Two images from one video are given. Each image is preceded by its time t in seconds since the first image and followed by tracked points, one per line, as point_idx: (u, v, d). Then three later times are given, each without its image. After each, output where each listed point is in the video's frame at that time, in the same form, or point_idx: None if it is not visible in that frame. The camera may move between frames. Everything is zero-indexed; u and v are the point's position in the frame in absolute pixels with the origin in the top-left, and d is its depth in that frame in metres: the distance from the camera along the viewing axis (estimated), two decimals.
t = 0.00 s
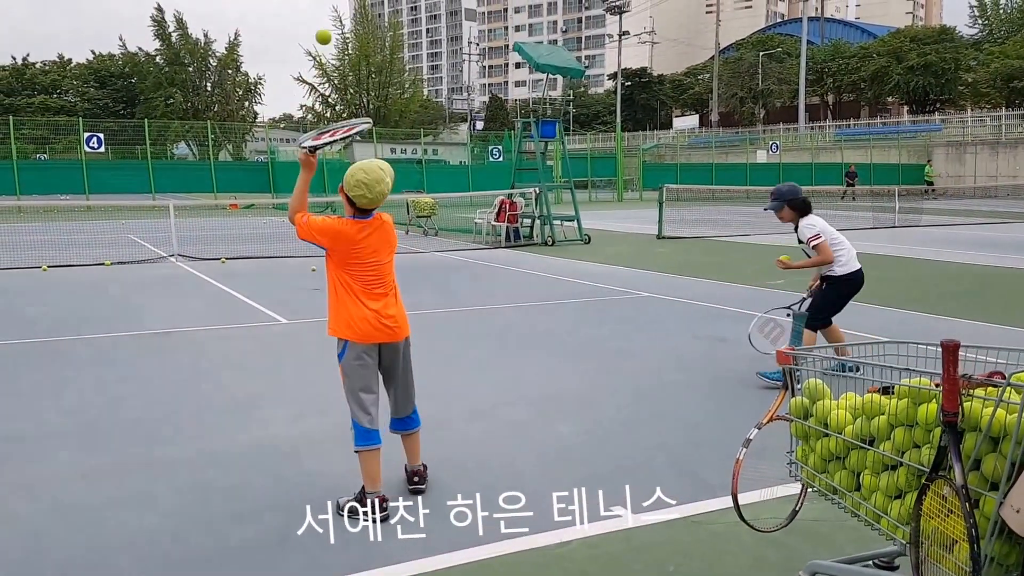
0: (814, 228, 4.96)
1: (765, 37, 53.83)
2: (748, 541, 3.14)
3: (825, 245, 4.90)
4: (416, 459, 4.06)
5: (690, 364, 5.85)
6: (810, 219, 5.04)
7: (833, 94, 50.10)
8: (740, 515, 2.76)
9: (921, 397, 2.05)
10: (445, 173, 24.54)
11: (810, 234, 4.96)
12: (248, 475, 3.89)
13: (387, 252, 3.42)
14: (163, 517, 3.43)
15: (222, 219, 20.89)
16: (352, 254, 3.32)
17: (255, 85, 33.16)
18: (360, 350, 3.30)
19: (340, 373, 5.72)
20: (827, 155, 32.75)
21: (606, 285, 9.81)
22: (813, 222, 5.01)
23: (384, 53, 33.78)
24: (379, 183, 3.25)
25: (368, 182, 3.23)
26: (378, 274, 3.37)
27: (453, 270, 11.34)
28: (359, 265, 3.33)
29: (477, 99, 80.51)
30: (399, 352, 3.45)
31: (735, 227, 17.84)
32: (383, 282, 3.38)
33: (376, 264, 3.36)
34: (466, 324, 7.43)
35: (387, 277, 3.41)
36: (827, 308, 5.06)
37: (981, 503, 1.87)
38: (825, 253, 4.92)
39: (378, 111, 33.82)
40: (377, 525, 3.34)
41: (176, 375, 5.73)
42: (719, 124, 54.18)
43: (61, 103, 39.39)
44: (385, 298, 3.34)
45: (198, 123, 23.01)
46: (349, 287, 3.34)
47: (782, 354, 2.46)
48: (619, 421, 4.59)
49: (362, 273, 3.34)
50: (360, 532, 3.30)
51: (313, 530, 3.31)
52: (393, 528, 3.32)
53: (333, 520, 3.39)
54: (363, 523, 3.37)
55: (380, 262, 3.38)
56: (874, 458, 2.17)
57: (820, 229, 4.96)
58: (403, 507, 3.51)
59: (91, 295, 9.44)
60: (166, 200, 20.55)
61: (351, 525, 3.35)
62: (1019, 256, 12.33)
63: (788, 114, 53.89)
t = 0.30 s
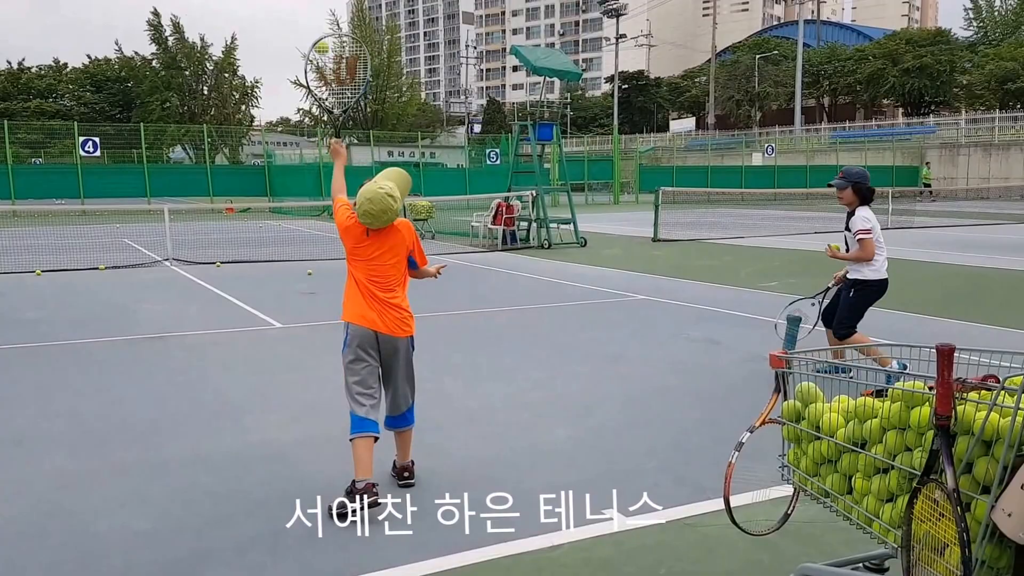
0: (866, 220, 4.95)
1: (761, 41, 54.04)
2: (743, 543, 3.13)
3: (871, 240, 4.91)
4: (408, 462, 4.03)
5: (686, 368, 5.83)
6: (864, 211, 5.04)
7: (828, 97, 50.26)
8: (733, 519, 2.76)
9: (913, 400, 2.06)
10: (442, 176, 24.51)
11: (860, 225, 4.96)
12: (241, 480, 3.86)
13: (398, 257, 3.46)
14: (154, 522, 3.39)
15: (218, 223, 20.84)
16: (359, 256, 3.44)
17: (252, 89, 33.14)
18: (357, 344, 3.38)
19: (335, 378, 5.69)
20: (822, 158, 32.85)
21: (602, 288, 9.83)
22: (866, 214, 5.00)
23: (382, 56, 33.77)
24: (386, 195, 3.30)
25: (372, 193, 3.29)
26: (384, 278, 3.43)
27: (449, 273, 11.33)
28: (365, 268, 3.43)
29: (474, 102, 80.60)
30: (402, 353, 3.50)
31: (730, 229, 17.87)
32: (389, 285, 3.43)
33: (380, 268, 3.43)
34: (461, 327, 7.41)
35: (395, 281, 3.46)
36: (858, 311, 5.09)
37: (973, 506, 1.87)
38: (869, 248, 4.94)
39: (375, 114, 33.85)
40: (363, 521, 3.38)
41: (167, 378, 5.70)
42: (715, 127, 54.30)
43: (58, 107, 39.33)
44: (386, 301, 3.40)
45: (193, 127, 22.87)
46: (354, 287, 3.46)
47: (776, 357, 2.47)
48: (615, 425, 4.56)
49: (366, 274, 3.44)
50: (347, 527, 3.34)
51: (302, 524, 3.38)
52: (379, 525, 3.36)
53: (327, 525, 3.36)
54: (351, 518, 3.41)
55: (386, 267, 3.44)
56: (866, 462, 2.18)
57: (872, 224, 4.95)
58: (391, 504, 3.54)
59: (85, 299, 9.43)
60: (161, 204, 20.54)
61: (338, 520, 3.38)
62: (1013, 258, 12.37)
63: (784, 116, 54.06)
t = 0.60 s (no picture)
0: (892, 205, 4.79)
1: (749, 42, 54.26)
2: (727, 545, 3.11)
3: (892, 228, 4.73)
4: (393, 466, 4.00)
5: (673, 370, 5.81)
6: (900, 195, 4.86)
7: (815, 98, 50.50)
8: (717, 522, 2.76)
9: (898, 403, 2.05)
10: (431, 178, 24.46)
11: (886, 210, 4.82)
12: (227, 486, 3.81)
13: (396, 251, 3.40)
14: (138, 529, 3.33)
15: (205, 226, 20.73)
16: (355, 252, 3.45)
17: (240, 92, 32.99)
18: (351, 340, 3.38)
19: (322, 382, 5.64)
20: (809, 159, 33.00)
21: (589, 289, 9.82)
22: (901, 202, 4.83)
23: (370, 59, 33.67)
24: (372, 187, 3.31)
25: (358, 186, 3.32)
26: (379, 273, 3.40)
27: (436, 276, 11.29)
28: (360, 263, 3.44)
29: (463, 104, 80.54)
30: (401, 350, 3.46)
31: (717, 230, 17.91)
32: (383, 281, 3.40)
33: (375, 263, 3.40)
34: (447, 330, 7.38)
35: (393, 277, 3.41)
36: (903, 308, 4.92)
37: (956, 508, 1.87)
38: (890, 236, 4.75)
39: (363, 117, 33.75)
40: (362, 521, 3.40)
41: (150, 384, 5.64)
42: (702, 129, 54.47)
43: (44, 111, 38.99)
44: (378, 297, 3.37)
45: (180, 129, 22.69)
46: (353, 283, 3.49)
47: (760, 359, 2.45)
48: (601, 428, 4.54)
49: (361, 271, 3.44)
50: (345, 526, 3.35)
51: (300, 523, 3.38)
52: (377, 525, 3.36)
53: (316, 530, 3.32)
54: (349, 519, 3.43)
55: (380, 262, 3.40)
56: (849, 465, 2.18)
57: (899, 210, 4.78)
58: (388, 504, 3.55)
59: (68, 304, 9.34)
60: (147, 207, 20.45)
61: (337, 520, 3.40)
62: (998, 258, 12.43)
63: (770, 118, 54.31)
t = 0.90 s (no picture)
0: (943, 216, 4.43)
1: (728, 43, 54.57)
2: (703, 548, 3.09)
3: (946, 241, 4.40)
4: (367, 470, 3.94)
5: (649, 372, 5.80)
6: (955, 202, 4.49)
7: (794, 99, 50.85)
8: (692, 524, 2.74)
9: (873, 404, 2.04)
10: (411, 180, 24.36)
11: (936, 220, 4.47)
12: (200, 492, 3.73)
13: (379, 256, 3.34)
14: (109, 537, 3.25)
15: (183, 229, 20.52)
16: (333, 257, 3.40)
17: (219, 93, 32.71)
18: (331, 346, 3.31)
19: (299, 387, 5.56)
20: (787, 159, 33.24)
21: (567, 291, 9.79)
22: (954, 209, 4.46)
23: (350, 60, 33.48)
24: (357, 186, 3.30)
25: (342, 182, 3.30)
26: (360, 278, 3.35)
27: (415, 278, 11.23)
28: (339, 269, 3.38)
29: (444, 105, 80.45)
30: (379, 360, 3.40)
31: (696, 232, 17.97)
32: (364, 286, 3.34)
33: (355, 267, 3.35)
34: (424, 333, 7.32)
35: (374, 282, 3.35)
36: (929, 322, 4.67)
37: (931, 510, 1.86)
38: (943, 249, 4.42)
39: (343, 118, 33.55)
40: (366, 529, 3.32)
41: (122, 389, 5.54)
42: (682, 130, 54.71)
43: (20, 113, 38.45)
44: (361, 302, 3.31)
45: (159, 132, 22.53)
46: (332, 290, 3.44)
47: (736, 360, 2.43)
48: (577, 431, 4.51)
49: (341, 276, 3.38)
50: (349, 535, 3.28)
51: (305, 530, 3.30)
52: (382, 532, 3.30)
53: (289, 536, 3.25)
54: (353, 526, 3.36)
55: (362, 265, 3.34)
56: (824, 466, 2.17)
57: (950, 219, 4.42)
58: (392, 512, 3.47)
59: (41, 308, 9.18)
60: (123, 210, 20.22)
61: (341, 528, 3.33)
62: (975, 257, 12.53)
63: (749, 119, 54.64)
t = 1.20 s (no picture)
0: (959, 208, 4.48)
1: (700, 46, 55.00)
2: (675, 555, 3.08)
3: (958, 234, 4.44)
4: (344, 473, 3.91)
5: (625, 373, 5.82)
6: (978, 193, 4.50)
7: (766, 101, 51.32)
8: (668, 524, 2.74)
9: (843, 403, 2.07)
10: (386, 182, 24.28)
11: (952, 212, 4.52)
12: (173, 497, 3.67)
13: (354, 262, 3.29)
14: (82, 544, 3.19)
15: (155, 230, 20.29)
16: (299, 264, 3.28)
17: (191, 94, 32.41)
18: (302, 358, 3.24)
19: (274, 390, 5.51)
20: (758, 161, 33.57)
21: (543, 292, 9.79)
22: (970, 202, 4.49)
23: (323, 60, 33.30)
24: (327, 186, 3.22)
25: (314, 182, 3.21)
26: (334, 286, 3.29)
27: (390, 280, 11.18)
28: (308, 276, 3.29)
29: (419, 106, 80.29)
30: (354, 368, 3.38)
31: (671, 233, 18.07)
32: (338, 295, 3.29)
33: (328, 274, 3.28)
34: (399, 334, 7.29)
35: (348, 290, 3.31)
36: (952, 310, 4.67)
37: (902, 509, 1.88)
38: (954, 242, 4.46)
39: (317, 119, 33.38)
40: (406, 537, 3.26)
41: (92, 393, 5.46)
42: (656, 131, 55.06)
43: None
44: (334, 312, 3.26)
45: (130, 132, 22.29)
46: (297, 299, 3.33)
47: (710, 362, 2.45)
48: (554, 432, 4.52)
49: (311, 284, 3.30)
50: (388, 542, 3.22)
51: (344, 538, 3.25)
52: (423, 538, 3.25)
53: (265, 540, 3.21)
54: (392, 534, 3.30)
55: (336, 272, 3.28)
56: (796, 465, 2.19)
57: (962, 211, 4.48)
58: (431, 520, 3.39)
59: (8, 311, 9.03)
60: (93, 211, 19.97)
61: (380, 536, 3.27)
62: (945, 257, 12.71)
63: (722, 122, 55.09)
